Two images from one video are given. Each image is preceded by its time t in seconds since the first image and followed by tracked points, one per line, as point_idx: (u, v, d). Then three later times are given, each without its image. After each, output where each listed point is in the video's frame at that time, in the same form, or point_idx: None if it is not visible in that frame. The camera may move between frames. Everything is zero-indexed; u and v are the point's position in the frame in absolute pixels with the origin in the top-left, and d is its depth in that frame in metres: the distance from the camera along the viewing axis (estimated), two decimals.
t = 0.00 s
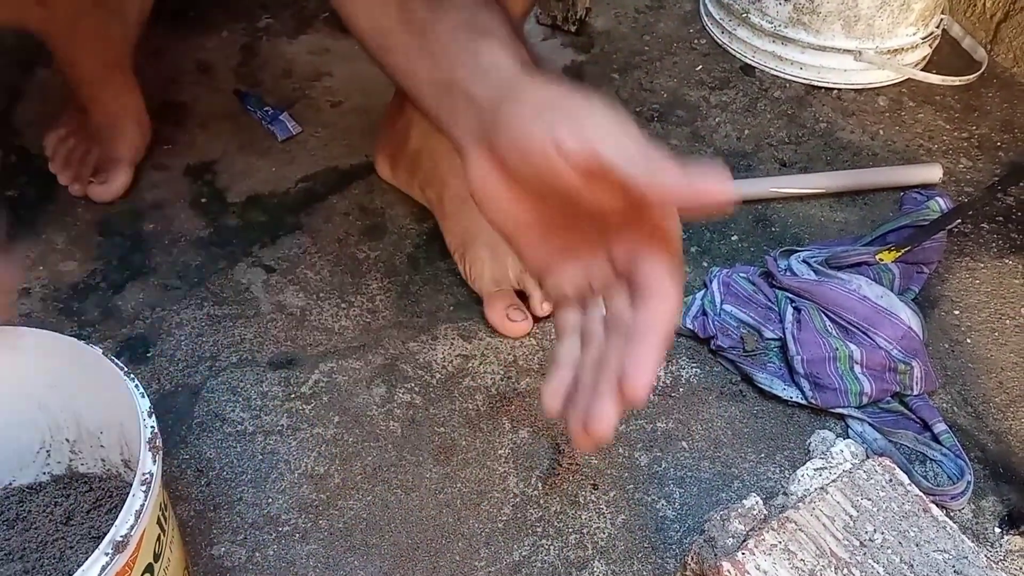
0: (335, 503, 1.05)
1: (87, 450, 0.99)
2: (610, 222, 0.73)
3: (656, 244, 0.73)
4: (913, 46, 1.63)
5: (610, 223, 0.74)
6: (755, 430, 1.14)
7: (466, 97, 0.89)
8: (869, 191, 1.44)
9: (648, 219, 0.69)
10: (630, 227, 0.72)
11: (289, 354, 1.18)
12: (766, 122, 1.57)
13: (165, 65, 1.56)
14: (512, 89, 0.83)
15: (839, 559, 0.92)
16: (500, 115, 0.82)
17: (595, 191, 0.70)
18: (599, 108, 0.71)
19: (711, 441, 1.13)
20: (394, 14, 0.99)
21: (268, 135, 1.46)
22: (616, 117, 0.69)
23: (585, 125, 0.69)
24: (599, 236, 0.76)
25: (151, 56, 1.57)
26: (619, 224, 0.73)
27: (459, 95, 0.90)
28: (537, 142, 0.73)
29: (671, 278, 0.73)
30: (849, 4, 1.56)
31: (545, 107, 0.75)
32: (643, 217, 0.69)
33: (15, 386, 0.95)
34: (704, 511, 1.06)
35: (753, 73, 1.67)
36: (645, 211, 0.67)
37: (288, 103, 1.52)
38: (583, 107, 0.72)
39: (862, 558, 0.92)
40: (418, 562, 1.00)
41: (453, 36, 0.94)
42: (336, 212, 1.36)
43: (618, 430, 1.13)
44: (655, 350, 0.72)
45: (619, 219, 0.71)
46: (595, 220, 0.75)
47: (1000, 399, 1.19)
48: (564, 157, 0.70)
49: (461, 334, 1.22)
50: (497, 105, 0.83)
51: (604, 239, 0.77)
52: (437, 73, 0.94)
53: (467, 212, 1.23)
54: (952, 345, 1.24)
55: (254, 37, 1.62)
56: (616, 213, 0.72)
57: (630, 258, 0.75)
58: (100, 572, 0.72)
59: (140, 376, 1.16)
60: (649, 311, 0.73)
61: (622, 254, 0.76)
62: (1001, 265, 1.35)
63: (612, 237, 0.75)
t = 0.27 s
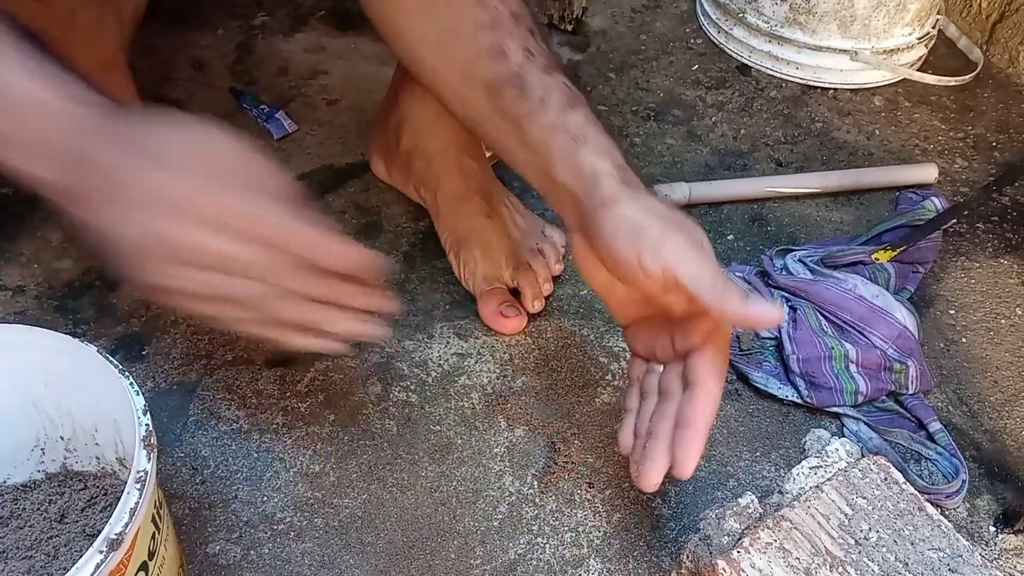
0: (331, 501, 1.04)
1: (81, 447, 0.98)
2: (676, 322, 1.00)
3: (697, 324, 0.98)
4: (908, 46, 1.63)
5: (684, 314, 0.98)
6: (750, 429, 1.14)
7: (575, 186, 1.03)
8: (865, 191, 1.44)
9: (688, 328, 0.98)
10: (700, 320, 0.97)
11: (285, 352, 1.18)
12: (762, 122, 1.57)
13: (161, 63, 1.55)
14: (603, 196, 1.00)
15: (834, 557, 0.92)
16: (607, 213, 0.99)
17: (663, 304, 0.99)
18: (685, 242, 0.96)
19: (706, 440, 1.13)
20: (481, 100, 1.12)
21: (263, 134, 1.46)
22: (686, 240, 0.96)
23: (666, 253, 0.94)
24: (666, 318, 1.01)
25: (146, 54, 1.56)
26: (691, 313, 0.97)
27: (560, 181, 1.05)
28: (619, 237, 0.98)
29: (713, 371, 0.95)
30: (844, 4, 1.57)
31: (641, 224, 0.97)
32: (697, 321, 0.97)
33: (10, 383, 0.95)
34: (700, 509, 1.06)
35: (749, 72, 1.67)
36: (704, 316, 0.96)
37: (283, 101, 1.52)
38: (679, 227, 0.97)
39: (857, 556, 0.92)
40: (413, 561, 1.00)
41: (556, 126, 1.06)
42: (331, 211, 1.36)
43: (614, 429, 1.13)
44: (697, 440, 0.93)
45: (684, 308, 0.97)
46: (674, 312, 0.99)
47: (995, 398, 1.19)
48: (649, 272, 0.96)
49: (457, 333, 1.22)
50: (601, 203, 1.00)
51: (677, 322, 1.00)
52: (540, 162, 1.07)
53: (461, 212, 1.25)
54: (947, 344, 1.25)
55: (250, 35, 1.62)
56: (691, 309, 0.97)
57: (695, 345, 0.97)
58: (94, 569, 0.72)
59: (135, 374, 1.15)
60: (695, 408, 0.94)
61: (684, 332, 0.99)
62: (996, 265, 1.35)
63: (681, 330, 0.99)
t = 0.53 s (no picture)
0: (332, 501, 1.04)
1: (82, 448, 0.98)
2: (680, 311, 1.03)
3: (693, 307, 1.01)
4: (909, 45, 1.63)
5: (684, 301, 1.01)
6: (751, 428, 1.14)
7: (574, 199, 1.06)
8: (866, 190, 1.44)
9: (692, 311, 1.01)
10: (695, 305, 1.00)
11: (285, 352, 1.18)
12: (762, 121, 1.57)
13: (161, 63, 1.55)
14: (602, 212, 1.02)
15: (835, 557, 0.92)
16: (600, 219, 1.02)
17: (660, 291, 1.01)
18: (675, 231, 0.97)
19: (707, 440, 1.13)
20: (481, 111, 1.12)
21: (264, 133, 1.46)
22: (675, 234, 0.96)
23: (664, 250, 0.94)
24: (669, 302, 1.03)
25: (146, 53, 1.56)
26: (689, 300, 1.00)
27: (561, 193, 1.08)
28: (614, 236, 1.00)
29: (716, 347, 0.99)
30: (845, 3, 1.57)
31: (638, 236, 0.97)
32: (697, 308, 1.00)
33: (10, 383, 0.95)
34: (701, 509, 1.06)
35: (749, 71, 1.67)
36: (699, 302, 0.99)
37: (284, 101, 1.52)
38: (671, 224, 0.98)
39: (858, 556, 0.92)
40: (413, 561, 1.00)
41: (556, 141, 1.08)
42: (332, 210, 1.36)
43: (614, 429, 1.13)
44: (712, 410, 0.97)
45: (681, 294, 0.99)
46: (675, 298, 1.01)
47: (996, 397, 1.19)
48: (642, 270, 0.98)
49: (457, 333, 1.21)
50: (597, 216, 1.03)
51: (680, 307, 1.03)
52: (544, 175, 1.10)
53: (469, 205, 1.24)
54: (947, 343, 1.24)
55: (250, 35, 1.62)
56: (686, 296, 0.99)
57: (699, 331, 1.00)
58: (94, 570, 0.72)
59: (136, 374, 1.15)
60: (702, 379, 0.98)
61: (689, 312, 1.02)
62: (997, 264, 1.35)
63: (683, 317, 1.03)
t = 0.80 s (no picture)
0: (332, 500, 1.05)
1: (81, 447, 0.98)
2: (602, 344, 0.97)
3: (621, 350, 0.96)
4: (908, 44, 1.63)
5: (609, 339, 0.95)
6: (750, 427, 1.15)
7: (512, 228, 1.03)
8: (865, 189, 1.44)
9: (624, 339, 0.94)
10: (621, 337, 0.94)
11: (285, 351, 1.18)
12: (762, 120, 1.57)
13: (160, 62, 1.55)
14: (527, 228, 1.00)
15: (834, 556, 0.92)
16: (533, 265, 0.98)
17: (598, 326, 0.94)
18: (590, 251, 0.96)
19: (707, 438, 1.13)
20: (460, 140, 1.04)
21: (263, 132, 1.46)
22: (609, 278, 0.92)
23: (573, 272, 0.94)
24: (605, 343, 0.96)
25: (146, 53, 1.56)
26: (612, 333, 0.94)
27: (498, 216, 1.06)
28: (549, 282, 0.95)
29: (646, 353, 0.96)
30: (844, 2, 1.57)
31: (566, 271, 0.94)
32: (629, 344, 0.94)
33: (10, 383, 0.95)
34: (701, 508, 1.06)
35: (748, 71, 1.67)
36: (620, 334, 0.93)
37: (283, 100, 1.52)
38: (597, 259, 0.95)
39: (857, 555, 0.92)
40: (413, 560, 1.00)
41: (510, 179, 1.02)
42: (331, 209, 1.36)
43: (614, 428, 1.13)
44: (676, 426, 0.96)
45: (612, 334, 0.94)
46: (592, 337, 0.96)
47: (995, 396, 1.19)
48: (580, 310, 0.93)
49: (457, 332, 1.21)
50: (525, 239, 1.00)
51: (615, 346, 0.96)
52: (495, 206, 1.05)
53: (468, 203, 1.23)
54: (946, 342, 1.25)
55: (249, 34, 1.62)
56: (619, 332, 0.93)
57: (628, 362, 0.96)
58: (94, 569, 0.72)
59: (135, 373, 1.15)
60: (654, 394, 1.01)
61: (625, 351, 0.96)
62: (996, 263, 1.35)
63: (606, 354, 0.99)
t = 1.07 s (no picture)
0: (332, 499, 1.04)
1: (81, 446, 0.98)
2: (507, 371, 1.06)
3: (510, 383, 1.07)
4: (908, 43, 1.63)
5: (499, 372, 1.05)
6: (749, 426, 1.15)
7: (426, 232, 1.13)
8: (865, 188, 1.44)
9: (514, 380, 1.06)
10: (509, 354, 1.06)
11: (285, 351, 1.18)
12: (761, 119, 1.57)
13: (160, 61, 1.55)
14: (447, 225, 1.12)
15: (835, 554, 0.92)
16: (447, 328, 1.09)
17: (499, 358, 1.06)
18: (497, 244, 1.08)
19: (707, 437, 1.13)
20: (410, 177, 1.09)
21: (263, 132, 1.46)
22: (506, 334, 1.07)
23: (442, 340, 1.06)
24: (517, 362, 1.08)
25: (145, 52, 1.56)
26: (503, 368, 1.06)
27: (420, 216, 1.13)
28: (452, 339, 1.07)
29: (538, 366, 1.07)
30: (843, 1, 1.57)
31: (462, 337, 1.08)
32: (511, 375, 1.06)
33: (9, 382, 0.95)
34: (701, 506, 1.06)
35: (748, 70, 1.67)
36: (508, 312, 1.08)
37: (283, 99, 1.52)
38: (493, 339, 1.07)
39: (858, 553, 0.92)
40: (413, 559, 1.00)
41: (432, 177, 1.11)
42: (331, 209, 1.36)
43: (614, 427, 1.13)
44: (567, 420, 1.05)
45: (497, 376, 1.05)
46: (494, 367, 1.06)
47: (995, 395, 1.19)
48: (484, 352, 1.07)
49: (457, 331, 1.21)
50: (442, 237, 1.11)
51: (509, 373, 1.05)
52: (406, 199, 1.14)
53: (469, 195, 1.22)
54: (947, 341, 1.25)
55: (249, 33, 1.62)
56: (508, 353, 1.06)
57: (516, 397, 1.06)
58: (95, 568, 0.72)
59: (135, 372, 1.15)
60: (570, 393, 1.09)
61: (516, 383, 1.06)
62: (996, 261, 1.35)
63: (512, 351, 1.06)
